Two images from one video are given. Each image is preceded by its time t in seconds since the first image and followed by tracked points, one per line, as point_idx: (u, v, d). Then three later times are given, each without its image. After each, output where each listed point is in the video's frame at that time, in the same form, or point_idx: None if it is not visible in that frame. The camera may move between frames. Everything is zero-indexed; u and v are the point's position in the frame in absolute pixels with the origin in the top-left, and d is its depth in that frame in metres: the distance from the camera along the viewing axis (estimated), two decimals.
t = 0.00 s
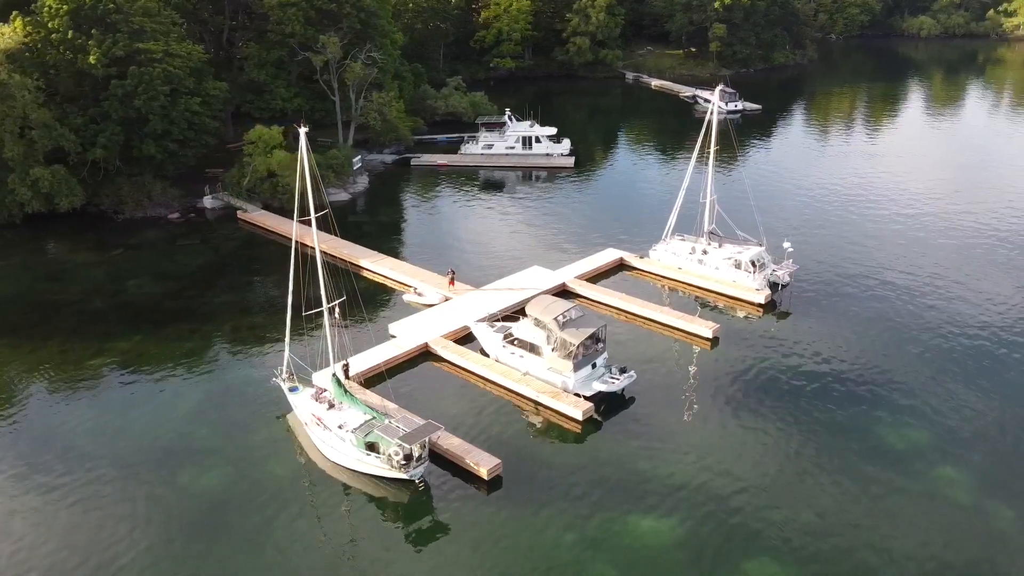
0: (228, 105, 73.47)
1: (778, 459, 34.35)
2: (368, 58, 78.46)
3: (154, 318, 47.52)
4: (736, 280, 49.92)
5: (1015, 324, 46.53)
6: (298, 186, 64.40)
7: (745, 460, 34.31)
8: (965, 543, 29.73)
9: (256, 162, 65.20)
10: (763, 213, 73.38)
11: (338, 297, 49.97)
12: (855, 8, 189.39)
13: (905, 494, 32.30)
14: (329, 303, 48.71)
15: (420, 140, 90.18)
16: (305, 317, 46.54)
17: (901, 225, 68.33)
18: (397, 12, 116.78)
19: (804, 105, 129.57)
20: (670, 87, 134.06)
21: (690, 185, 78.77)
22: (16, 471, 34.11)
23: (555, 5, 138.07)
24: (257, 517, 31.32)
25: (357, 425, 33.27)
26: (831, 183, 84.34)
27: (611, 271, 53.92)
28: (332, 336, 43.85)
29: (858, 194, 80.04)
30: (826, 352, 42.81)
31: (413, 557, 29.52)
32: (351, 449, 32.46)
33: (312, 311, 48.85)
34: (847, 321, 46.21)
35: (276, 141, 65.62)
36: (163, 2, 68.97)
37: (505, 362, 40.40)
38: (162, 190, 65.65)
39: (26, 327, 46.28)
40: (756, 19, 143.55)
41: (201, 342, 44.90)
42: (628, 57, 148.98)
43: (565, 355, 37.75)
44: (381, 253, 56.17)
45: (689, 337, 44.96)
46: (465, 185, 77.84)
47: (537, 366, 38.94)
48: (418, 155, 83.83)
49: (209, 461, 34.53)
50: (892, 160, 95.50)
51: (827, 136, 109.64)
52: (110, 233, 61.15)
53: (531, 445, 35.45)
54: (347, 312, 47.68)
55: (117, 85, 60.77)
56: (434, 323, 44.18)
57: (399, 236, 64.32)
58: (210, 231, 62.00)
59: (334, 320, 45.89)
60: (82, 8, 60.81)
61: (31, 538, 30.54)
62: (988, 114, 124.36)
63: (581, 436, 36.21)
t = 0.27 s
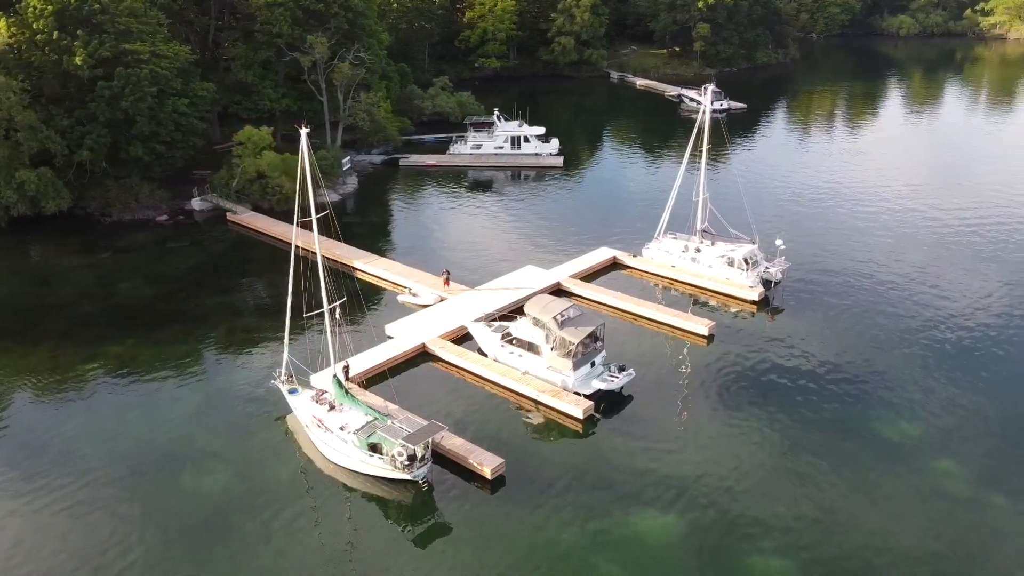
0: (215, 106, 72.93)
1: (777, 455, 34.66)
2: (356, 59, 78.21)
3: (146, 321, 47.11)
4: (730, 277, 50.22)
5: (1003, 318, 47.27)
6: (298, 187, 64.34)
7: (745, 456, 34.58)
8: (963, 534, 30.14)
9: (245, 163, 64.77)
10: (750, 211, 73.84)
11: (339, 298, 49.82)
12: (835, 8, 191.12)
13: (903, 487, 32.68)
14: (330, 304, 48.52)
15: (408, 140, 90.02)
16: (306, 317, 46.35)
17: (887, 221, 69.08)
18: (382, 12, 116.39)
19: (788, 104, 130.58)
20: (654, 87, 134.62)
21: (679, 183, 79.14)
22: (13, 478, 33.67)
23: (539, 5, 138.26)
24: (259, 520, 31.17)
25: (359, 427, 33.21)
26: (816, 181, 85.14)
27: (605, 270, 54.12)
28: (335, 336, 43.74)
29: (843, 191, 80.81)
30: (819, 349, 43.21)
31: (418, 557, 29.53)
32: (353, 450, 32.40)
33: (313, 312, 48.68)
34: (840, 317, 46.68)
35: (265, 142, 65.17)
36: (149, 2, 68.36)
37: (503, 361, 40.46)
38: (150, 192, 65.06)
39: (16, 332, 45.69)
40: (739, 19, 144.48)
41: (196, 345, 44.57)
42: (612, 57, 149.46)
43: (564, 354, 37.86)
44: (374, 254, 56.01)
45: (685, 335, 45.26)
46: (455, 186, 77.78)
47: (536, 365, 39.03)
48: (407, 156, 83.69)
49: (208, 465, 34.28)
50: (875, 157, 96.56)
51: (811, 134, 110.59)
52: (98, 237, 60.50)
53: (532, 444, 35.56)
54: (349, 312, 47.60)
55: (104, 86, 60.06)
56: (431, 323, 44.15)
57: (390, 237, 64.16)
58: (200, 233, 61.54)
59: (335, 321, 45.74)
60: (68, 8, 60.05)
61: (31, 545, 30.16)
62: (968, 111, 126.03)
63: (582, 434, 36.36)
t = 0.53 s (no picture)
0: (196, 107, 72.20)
1: (772, 450, 35.04)
2: (339, 59, 77.85)
3: (133, 326, 46.56)
4: (718, 274, 50.61)
5: (986, 311, 48.15)
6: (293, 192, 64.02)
7: (740, 452, 34.92)
8: (956, 524, 30.67)
9: (229, 165, 64.15)
10: (732, 209, 74.42)
11: (336, 300, 49.55)
12: (809, 7, 193.17)
13: (896, 479, 33.17)
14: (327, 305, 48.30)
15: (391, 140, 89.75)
16: (301, 319, 46.10)
17: (869, 217, 70.04)
18: (361, 12, 115.82)
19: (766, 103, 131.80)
20: (634, 87, 135.19)
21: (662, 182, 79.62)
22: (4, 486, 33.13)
23: (518, 5, 138.37)
24: (257, 524, 30.95)
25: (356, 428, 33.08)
26: (797, 179, 86.12)
27: (593, 268, 54.33)
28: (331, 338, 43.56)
29: (823, 188, 81.70)
30: (808, 344, 43.71)
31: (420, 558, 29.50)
32: (352, 452, 32.26)
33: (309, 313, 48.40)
34: (827, 313, 47.27)
35: (249, 143, 64.49)
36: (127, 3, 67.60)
37: (498, 361, 40.48)
38: (132, 196, 64.33)
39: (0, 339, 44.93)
40: (716, 19, 145.61)
41: (185, 349, 44.14)
42: (591, 57, 149.96)
43: (560, 353, 37.94)
44: (363, 255, 55.75)
45: (676, 332, 45.61)
46: (438, 186, 77.65)
47: (531, 364, 39.09)
48: (391, 156, 83.35)
49: (203, 470, 33.99)
50: (853, 155, 97.82)
51: (790, 132, 111.79)
52: (80, 241, 59.66)
53: (529, 443, 35.65)
54: (345, 312, 47.44)
55: (84, 88, 59.15)
56: (423, 324, 44.08)
57: (377, 238, 63.92)
58: (184, 236, 60.93)
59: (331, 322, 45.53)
60: (46, 9, 59.07)
61: (26, 555, 29.69)
62: (941, 109, 128.08)
63: (578, 432, 36.51)
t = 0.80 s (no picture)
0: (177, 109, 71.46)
1: (766, 445, 35.49)
2: (320, 59, 77.46)
3: (121, 331, 46.02)
4: (706, 272, 51.10)
5: (969, 305, 49.11)
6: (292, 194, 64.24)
7: (735, 447, 35.33)
8: (948, 514, 31.32)
9: (213, 167, 63.56)
10: (713, 208, 75.10)
11: (328, 302, 49.40)
12: (783, 7, 195.30)
13: (889, 472, 33.75)
14: (323, 306, 48.19)
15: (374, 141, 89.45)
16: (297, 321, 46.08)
17: (848, 214, 71.09)
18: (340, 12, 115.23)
19: (744, 101, 133.08)
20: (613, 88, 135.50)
21: (645, 180, 80.14)
22: None
23: (497, 5, 138.45)
24: (256, 527, 30.79)
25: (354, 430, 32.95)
26: (776, 177, 87.19)
27: (582, 267, 54.60)
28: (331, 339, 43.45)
29: (801, 186, 82.69)
30: (797, 340, 44.29)
31: (422, 558, 29.52)
32: (351, 454, 32.12)
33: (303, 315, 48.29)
34: (813, 308, 47.93)
35: (233, 145, 63.95)
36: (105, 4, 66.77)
37: (492, 361, 40.55)
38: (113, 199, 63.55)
39: None
40: (693, 18, 146.79)
41: (175, 353, 43.71)
42: (570, 56, 150.47)
43: (554, 352, 38.10)
44: (351, 257, 55.53)
45: (667, 329, 46.00)
46: (421, 187, 77.52)
47: (526, 363, 39.20)
48: (375, 157, 83.03)
49: (198, 475, 33.70)
50: (830, 152, 99.19)
51: (768, 131, 113.04)
52: (61, 245, 58.81)
53: (526, 442, 35.81)
54: (336, 313, 47.25)
55: (64, 90, 58.15)
56: (415, 325, 44.05)
57: (363, 239, 63.75)
58: (168, 239, 60.30)
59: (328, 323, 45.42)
60: (23, 10, 58.06)
61: (22, 564, 29.26)
62: (914, 106, 130.20)
63: (575, 430, 36.68)
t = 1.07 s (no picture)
0: (157, 110, 70.66)
1: (761, 440, 35.89)
2: (302, 60, 76.95)
3: (107, 336, 45.48)
4: (694, 269, 51.53)
5: (952, 298, 49.93)
6: (286, 200, 64.31)
7: (730, 442, 35.69)
8: (941, 504, 31.88)
9: (196, 169, 62.92)
10: (696, 207, 75.67)
11: (317, 304, 49.13)
12: (758, 6, 197.08)
13: (882, 463, 34.27)
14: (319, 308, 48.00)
15: (356, 142, 89.02)
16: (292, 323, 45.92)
17: (830, 212, 72.00)
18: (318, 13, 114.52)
19: (722, 100, 134.17)
20: (593, 86, 136.50)
21: (629, 180, 80.52)
22: None
23: (476, 5, 138.35)
24: (255, 530, 30.59)
25: (352, 431, 32.82)
26: (757, 175, 88.08)
27: (570, 266, 54.80)
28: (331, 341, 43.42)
29: (782, 184, 83.52)
30: (786, 335, 44.77)
31: (425, 558, 29.50)
32: (349, 455, 31.99)
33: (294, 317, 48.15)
34: (800, 304, 48.48)
35: (216, 146, 63.36)
36: (82, 5, 65.81)
37: (486, 360, 40.57)
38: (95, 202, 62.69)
39: None
40: (671, 17, 147.74)
41: (164, 357, 43.27)
42: (549, 56, 150.74)
43: (549, 350, 38.19)
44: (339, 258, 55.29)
45: (658, 326, 46.37)
46: (405, 187, 77.28)
47: (520, 362, 39.26)
48: (358, 158, 82.60)
49: (194, 479, 33.40)
50: (807, 151, 100.34)
51: (746, 129, 114.11)
52: (42, 249, 57.93)
53: (523, 441, 35.89)
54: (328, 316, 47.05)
55: (43, 91, 57.26)
56: (407, 325, 43.95)
57: (348, 241, 63.49)
58: (151, 242, 59.62)
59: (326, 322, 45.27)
60: None
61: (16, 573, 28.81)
62: (889, 104, 132.00)
63: (571, 428, 36.83)
